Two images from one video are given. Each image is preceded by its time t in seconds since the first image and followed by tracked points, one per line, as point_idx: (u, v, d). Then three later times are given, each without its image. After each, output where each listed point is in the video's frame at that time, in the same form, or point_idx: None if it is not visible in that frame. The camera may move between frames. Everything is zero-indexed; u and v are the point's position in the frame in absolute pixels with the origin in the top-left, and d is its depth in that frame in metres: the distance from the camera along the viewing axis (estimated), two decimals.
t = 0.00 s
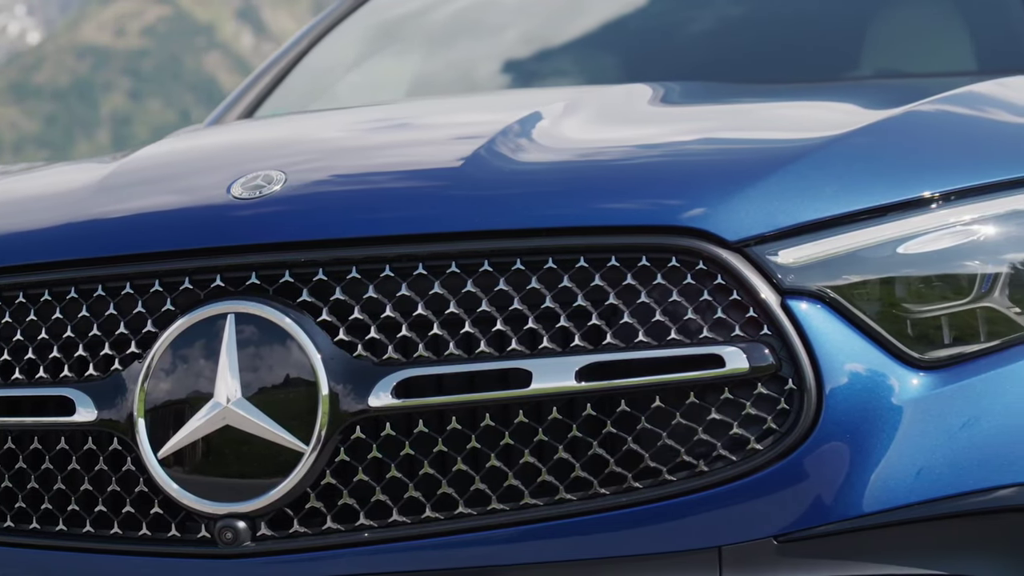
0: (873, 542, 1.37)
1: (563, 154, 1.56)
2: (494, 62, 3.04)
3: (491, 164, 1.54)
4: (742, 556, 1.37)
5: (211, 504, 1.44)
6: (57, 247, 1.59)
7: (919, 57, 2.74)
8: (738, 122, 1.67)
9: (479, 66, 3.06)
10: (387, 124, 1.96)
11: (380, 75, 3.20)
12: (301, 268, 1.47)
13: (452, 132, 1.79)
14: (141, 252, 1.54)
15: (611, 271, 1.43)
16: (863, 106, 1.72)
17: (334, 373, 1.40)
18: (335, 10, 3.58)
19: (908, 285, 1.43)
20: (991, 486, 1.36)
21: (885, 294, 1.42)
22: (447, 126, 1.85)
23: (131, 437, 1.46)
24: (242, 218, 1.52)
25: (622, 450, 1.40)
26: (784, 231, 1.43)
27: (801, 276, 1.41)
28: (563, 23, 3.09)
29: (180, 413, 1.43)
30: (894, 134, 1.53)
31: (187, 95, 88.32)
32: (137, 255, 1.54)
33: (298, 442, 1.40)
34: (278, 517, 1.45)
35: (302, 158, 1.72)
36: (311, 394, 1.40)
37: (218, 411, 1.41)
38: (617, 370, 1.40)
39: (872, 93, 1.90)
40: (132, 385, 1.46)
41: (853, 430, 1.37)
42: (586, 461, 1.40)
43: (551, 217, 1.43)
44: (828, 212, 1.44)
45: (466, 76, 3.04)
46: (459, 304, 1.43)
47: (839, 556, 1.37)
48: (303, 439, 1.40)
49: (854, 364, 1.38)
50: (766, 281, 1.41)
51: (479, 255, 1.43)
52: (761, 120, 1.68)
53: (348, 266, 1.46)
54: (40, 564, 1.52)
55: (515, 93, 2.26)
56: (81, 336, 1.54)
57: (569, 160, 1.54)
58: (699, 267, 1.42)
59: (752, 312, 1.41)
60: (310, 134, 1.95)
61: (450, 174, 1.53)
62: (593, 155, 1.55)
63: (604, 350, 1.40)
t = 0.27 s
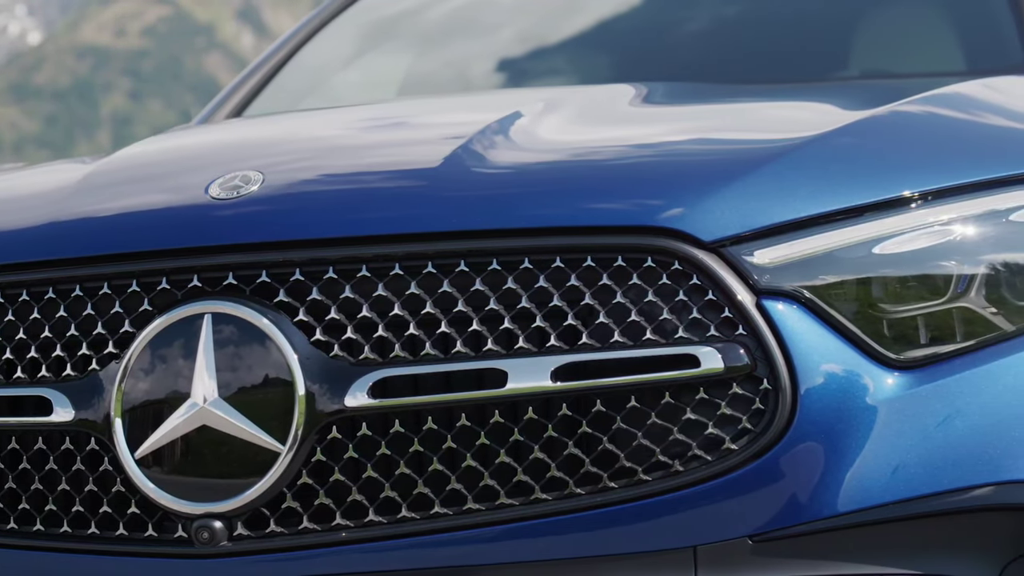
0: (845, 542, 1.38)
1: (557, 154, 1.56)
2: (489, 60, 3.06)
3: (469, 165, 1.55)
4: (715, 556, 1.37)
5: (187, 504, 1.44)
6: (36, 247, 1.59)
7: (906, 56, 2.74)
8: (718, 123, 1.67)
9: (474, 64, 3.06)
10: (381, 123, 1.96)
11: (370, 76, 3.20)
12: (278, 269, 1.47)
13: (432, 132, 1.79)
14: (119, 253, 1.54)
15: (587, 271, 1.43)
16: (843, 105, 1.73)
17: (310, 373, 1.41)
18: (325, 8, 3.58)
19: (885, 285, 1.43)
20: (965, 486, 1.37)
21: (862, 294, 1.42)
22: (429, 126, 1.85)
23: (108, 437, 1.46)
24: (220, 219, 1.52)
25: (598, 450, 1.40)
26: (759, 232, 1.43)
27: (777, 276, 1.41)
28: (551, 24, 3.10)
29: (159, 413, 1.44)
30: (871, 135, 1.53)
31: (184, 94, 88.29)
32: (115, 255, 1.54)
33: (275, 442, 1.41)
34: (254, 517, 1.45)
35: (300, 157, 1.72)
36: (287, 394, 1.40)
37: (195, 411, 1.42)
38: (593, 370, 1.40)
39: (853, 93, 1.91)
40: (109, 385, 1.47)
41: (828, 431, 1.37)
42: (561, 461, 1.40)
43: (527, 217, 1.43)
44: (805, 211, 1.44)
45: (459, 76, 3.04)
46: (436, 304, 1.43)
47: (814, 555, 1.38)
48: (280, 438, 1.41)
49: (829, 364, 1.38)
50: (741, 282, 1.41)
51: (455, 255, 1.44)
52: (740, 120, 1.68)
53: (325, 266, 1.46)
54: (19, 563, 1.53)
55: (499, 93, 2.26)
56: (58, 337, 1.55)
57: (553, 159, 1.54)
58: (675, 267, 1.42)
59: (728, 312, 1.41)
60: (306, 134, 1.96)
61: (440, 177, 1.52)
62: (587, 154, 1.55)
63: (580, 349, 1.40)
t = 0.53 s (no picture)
0: (823, 541, 1.38)
1: (552, 154, 1.55)
2: (483, 60, 3.05)
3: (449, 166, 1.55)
4: (692, 555, 1.38)
5: (167, 504, 1.44)
6: (17, 247, 1.59)
7: (895, 56, 2.74)
8: (705, 123, 1.67)
9: (469, 62, 3.06)
10: (381, 123, 1.96)
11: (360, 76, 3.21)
12: (258, 269, 1.47)
13: (416, 132, 1.79)
14: (100, 253, 1.55)
15: (566, 271, 1.43)
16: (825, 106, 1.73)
17: (290, 373, 1.41)
18: (315, 8, 3.58)
19: (865, 285, 1.44)
20: (943, 485, 1.37)
21: (842, 294, 1.43)
22: (412, 126, 1.85)
23: (88, 437, 1.46)
24: (200, 219, 1.53)
25: (576, 450, 1.40)
26: (737, 232, 1.43)
27: (756, 276, 1.42)
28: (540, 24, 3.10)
29: (140, 414, 1.44)
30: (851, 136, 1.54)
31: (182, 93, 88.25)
32: (96, 255, 1.55)
33: (255, 442, 1.41)
34: (234, 517, 1.45)
35: (297, 156, 1.72)
36: (266, 394, 1.40)
37: (175, 411, 1.42)
38: (572, 370, 1.40)
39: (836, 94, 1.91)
40: (89, 386, 1.47)
41: (807, 430, 1.38)
42: (540, 461, 1.40)
43: (507, 217, 1.44)
44: (784, 211, 1.45)
45: (452, 75, 3.04)
46: (415, 305, 1.43)
47: (792, 554, 1.38)
48: (260, 438, 1.41)
49: (808, 364, 1.39)
50: (720, 282, 1.41)
51: (434, 255, 1.44)
52: (721, 120, 1.68)
53: (305, 266, 1.46)
54: None
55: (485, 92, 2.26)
56: (39, 337, 1.55)
57: (550, 159, 1.54)
58: (654, 267, 1.42)
59: (707, 312, 1.41)
60: (298, 133, 1.96)
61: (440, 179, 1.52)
62: (583, 155, 1.55)
63: (558, 350, 1.40)
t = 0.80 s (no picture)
0: (798, 541, 1.39)
1: (545, 154, 1.55)
2: (477, 57, 3.06)
3: (427, 167, 1.55)
4: (667, 555, 1.38)
5: (143, 504, 1.44)
6: None
7: (882, 57, 2.75)
8: (697, 124, 1.67)
9: (461, 61, 3.07)
10: (372, 121, 1.96)
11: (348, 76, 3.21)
12: (235, 269, 1.47)
13: (396, 132, 1.80)
14: (78, 253, 1.55)
15: (542, 271, 1.43)
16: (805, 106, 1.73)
17: (266, 372, 1.41)
18: (305, 7, 3.58)
19: (842, 286, 1.44)
20: (917, 485, 1.37)
21: (819, 293, 1.44)
22: (394, 126, 1.85)
23: (65, 436, 1.47)
24: (177, 219, 1.53)
25: (552, 450, 1.40)
26: (713, 232, 1.44)
27: (732, 276, 1.42)
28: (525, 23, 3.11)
29: (120, 413, 1.44)
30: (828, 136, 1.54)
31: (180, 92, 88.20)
32: (73, 255, 1.55)
33: (231, 442, 1.41)
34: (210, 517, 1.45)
35: (289, 155, 1.72)
36: (241, 394, 1.41)
37: (152, 411, 1.42)
38: (548, 370, 1.40)
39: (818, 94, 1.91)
40: (66, 386, 1.47)
41: (782, 430, 1.38)
42: (516, 461, 1.40)
43: (483, 217, 1.44)
44: (761, 211, 1.45)
45: (446, 74, 3.04)
46: (392, 304, 1.43)
47: (767, 553, 1.38)
48: (236, 438, 1.41)
49: (783, 364, 1.39)
50: (697, 283, 1.42)
51: (411, 255, 1.44)
52: (701, 120, 1.69)
53: (282, 266, 1.47)
54: None
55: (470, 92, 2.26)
56: (17, 336, 1.55)
57: (543, 159, 1.54)
58: (629, 267, 1.43)
59: (683, 312, 1.42)
60: (289, 131, 1.97)
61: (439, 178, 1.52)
62: (578, 155, 1.55)
63: (534, 349, 1.41)
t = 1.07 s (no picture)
0: (772, 540, 1.39)
1: (540, 153, 1.55)
2: (469, 56, 3.05)
3: (403, 168, 1.55)
4: (642, 555, 1.38)
5: (119, 504, 1.44)
6: None
7: (869, 57, 2.75)
8: (684, 124, 1.67)
9: (459, 58, 3.06)
10: (360, 119, 1.95)
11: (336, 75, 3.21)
12: (211, 269, 1.48)
13: (377, 133, 1.80)
14: (55, 253, 1.55)
15: (518, 271, 1.43)
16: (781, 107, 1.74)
17: (242, 372, 1.41)
18: (292, 6, 3.57)
19: (819, 287, 1.45)
20: (889, 484, 1.38)
21: (795, 294, 1.44)
22: (372, 127, 1.86)
23: (41, 436, 1.47)
24: (154, 219, 1.53)
25: (527, 450, 1.41)
26: (689, 232, 1.44)
27: (707, 276, 1.42)
28: (529, 19, 3.09)
29: (97, 413, 1.44)
30: (803, 138, 1.55)
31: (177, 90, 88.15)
32: (50, 255, 1.55)
33: (207, 442, 1.41)
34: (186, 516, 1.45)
35: (283, 155, 1.71)
36: (218, 394, 1.41)
37: (128, 411, 1.43)
38: (523, 370, 1.40)
39: (797, 94, 1.92)
40: (42, 386, 1.47)
41: (756, 430, 1.38)
42: (490, 461, 1.41)
43: (457, 218, 1.44)
44: (737, 211, 1.46)
45: (439, 71, 3.04)
46: (367, 304, 1.44)
47: (742, 554, 1.39)
48: (212, 438, 1.41)
49: (757, 364, 1.39)
50: (672, 283, 1.42)
51: (387, 256, 1.44)
52: (677, 122, 1.69)
53: (258, 267, 1.47)
54: None
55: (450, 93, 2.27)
56: None
57: (538, 159, 1.54)
58: (604, 268, 1.43)
59: (657, 312, 1.42)
60: (287, 130, 1.96)
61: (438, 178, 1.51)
62: (571, 155, 1.54)
63: (509, 349, 1.41)
